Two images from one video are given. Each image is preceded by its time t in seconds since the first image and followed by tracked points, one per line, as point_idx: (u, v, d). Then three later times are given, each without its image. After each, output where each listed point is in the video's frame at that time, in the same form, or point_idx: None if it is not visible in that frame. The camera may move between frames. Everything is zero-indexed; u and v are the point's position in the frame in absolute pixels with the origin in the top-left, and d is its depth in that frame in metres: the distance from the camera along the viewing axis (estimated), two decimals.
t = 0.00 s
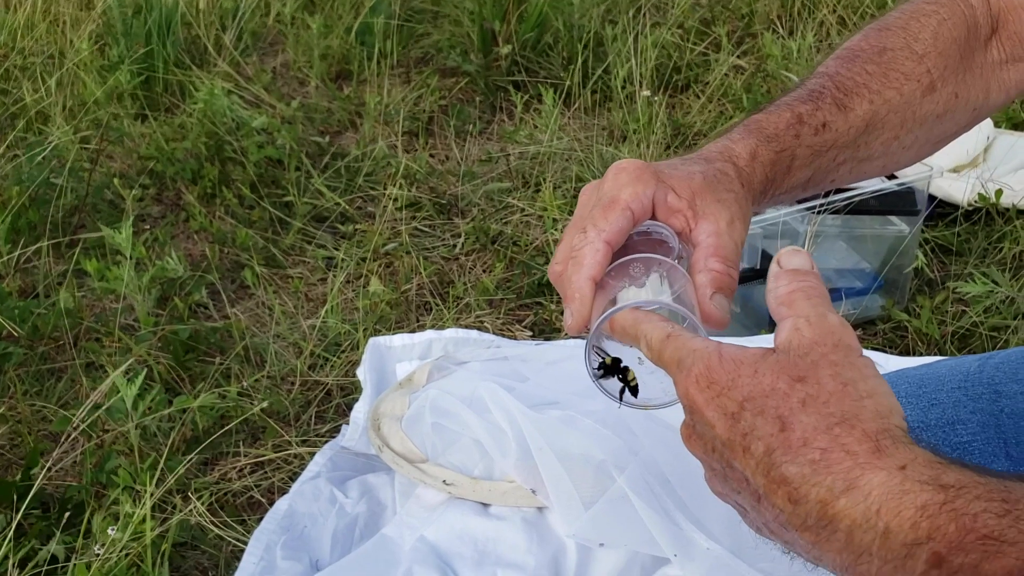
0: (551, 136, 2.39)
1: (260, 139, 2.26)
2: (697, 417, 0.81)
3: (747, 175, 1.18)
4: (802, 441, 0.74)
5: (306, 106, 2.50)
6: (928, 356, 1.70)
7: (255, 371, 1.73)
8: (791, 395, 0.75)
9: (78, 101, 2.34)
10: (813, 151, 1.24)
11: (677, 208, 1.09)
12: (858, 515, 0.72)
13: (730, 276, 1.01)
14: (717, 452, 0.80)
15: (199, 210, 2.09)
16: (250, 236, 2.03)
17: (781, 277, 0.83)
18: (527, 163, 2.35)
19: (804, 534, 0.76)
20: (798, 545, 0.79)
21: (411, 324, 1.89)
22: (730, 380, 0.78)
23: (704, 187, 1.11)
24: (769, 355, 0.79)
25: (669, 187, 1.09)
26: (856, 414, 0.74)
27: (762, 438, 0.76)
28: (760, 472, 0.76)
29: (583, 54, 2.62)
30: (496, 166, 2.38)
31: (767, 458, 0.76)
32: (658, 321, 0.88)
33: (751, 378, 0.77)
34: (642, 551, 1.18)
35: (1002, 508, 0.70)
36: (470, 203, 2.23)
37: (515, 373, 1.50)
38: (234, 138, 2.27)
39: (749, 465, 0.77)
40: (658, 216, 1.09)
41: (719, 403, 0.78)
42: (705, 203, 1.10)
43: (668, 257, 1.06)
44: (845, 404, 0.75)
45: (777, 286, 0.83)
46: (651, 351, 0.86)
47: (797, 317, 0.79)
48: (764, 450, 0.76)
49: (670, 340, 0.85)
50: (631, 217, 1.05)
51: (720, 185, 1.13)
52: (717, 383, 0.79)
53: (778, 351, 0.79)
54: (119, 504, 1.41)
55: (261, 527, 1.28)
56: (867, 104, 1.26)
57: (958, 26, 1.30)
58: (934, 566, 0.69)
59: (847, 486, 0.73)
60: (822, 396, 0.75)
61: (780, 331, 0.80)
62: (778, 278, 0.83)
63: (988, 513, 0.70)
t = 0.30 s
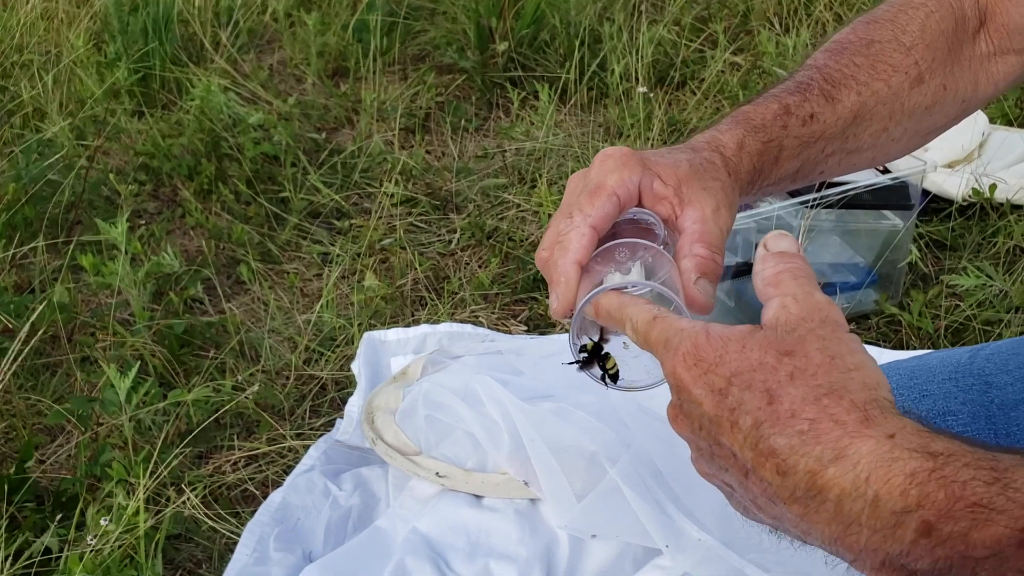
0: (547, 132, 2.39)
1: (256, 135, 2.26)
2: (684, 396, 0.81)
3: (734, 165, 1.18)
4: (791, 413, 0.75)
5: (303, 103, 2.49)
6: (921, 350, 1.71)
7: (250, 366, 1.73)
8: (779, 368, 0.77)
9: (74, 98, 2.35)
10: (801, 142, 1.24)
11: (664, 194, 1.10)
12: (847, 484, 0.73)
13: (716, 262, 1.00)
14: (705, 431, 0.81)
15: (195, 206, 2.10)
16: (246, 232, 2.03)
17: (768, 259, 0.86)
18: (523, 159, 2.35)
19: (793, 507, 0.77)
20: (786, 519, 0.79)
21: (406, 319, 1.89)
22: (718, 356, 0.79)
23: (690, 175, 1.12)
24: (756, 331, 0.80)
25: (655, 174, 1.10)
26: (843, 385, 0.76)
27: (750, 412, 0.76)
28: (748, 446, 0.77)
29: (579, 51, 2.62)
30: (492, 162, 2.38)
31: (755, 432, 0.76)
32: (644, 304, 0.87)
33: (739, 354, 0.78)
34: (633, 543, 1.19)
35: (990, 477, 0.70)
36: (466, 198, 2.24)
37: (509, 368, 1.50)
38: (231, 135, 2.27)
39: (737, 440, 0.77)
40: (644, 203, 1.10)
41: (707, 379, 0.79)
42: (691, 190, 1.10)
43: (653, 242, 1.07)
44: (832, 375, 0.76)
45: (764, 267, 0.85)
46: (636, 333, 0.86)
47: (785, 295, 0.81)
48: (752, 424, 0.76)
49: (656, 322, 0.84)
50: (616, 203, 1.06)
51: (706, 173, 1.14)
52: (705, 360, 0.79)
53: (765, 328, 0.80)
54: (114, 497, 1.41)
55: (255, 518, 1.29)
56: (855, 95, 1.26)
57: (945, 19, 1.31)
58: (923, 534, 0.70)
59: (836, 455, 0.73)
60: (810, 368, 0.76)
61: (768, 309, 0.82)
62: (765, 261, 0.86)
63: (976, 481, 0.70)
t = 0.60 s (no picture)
0: (543, 129, 2.40)
1: (253, 132, 2.26)
2: (668, 377, 0.81)
3: (721, 157, 1.19)
4: (777, 385, 0.76)
5: (300, 100, 2.49)
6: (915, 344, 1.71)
7: (245, 361, 1.73)
8: (764, 343, 0.77)
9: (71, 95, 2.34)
10: (789, 135, 1.25)
11: (649, 182, 1.11)
12: (836, 454, 0.74)
13: (697, 248, 1.01)
14: (689, 413, 0.81)
15: (192, 203, 2.09)
16: (242, 228, 2.03)
17: (746, 244, 0.87)
18: (520, 155, 2.35)
19: (780, 481, 0.78)
20: (773, 495, 0.80)
21: (402, 315, 1.89)
22: (702, 335, 0.79)
23: (675, 164, 1.13)
24: (738, 311, 0.80)
25: (641, 162, 1.11)
26: (828, 356, 0.77)
27: (736, 388, 0.77)
28: (734, 422, 0.77)
29: (576, 48, 2.61)
30: (488, 158, 2.38)
31: (741, 406, 0.76)
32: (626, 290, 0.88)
33: (723, 331, 0.79)
34: (627, 535, 1.20)
35: (978, 445, 0.74)
36: (462, 195, 2.24)
37: (503, 361, 1.50)
38: (227, 131, 2.27)
39: (722, 417, 0.78)
40: (630, 190, 1.11)
41: (690, 359, 0.79)
42: (676, 179, 1.12)
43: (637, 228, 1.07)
44: (817, 348, 0.77)
45: (743, 251, 0.86)
46: (619, 318, 0.86)
47: (766, 276, 0.82)
48: (739, 399, 0.77)
49: (638, 305, 0.85)
50: (601, 188, 1.07)
51: (691, 163, 1.15)
52: (689, 340, 0.79)
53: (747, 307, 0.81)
54: (109, 490, 1.42)
55: (248, 511, 1.29)
56: (843, 88, 1.27)
57: (935, 12, 1.32)
58: (913, 503, 0.73)
59: (825, 425, 0.74)
60: (795, 342, 0.77)
61: (748, 291, 0.83)
62: (743, 246, 0.87)
63: (965, 449, 0.74)
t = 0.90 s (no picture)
0: (541, 127, 2.40)
1: (251, 130, 2.26)
2: (656, 367, 0.81)
3: (711, 153, 1.20)
4: (767, 369, 0.76)
5: (298, 98, 2.49)
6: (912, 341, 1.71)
7: (243, 358, 1.73)
8: (753, 329, 0.78)
9: (69, 92, 2.34)
10: (780, 131, 1.26)
11: (635, 174, 1.12)
12: (828, 436, 0.75)
13: (681, 238, 1.03)
14: (678, 402, 0.81)
15: (189, 201, 2.09)
16: (240, 226, 2.02)
17: (731, 237, 0.88)
18: (518, 153, 2.35)
19: (771, 466, 0.78)
20: (765, 482, 0.80)
21: (399, 312, 1.90)
22: (690, 323, 0.80)
23: (663, 156, 1.15)
24: (726, 299, 0.81)
25: (628, 153, 1.13)
26: (818, 340, 0.78)
27: (724, 372, 0.77)
28: (724, 408, 0.77)
29: (575, 46, 2.61)
30: (486, 156, 2.38)
31: (731, 392, 0.77)
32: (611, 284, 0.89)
33: (712, 317, 0.80)
34: (623, 531, 1.21)
35: (971, 427, 0.77)
36: (460, 193, 2.24)
37: (501, 358, 1.50)
38: (225, 129, 2.27)
39: (712, 403, 0.78)
40: (616, 181, 1.12)
41: (679, 347, 0.79)
42: (663, 171, 1.13)
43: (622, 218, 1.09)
44: (807, 332, 0.79)
45: (728, 245, 0.88)
46: (605, 312, 0.86)
47: (753, 266, 0.84)
48: (728, 385, 0.77)
49: (625, 297, 0.85)
50: (588, 178, 1.08)
51: (679, 156, 1.16)
52: (677, 328, 0.80)
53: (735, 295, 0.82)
54: (105, 487, 1.42)
55: (245, 507, 1.29)
56: (834, 85, 1.28)
57: (928, 8, 1.32)
58: (907, 485, 0.75)
59: (816, 407, 0.75)
60: (784, 326, 0.78)
61: (735, 282, 0.84)
62: (729, 239, 0.88)
63: (959, 430, 0.76)
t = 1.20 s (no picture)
0: (538, 125, 2.39)
1: (248, 128, 2.25)
2: (639, 357, 0.82)
3: (698, 148, 1.21)
4: (754, 354, 0.77)
5: (295, 97, 2.49)
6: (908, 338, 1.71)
7: (239, 356, 1.73)
8: (739, 315, 0.78)
9: (66, 90, 2.34)
10: (768, 127, 1.27)
11: (618, 163, 1.16)
12: (817, 419, 0.75)
13: (658, 225, 1.06)
14: (665, 390, 0.80)
15: (186, 199, 2.09)
16: (236, 224, 2.02)
17: (710, 230, 0.88)
18: (515, 151, 2.35)
19: (759, 453, 0.78)
20: (752, 471, 0.80)
21: (395, 310, 1.90)
22: (673, 310, 0.80)
23: (647, 146, 1.17)
24: (707, 287, 0.81)
25: (611, 142, 1.16)
26: (806, 324, 0.79)
27: (711, 358, 0.78)
28: (710, 395, 0.77)
29: (572, 45, 2.61)
30: (483, 155, 2.38)
31: (718, 377, 0.77)
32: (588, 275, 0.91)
33: (696, 305, 0.80)
34: (617, 528, 1.21)
35: (961, 411, 0.78)
36: (457, 191, 2.24)
37: (496, 356, 1.50)
38: (222, 128, 2.27)
39: (698, 390, 0.78)
40: (600, 169, 1.16)
41: (662, 335, 0.80)
42: (646, 161, 1.16)
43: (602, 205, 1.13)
44: (792, 316, 0.79)
45: (708, 236, 0.87)
46: (584, 301, 0.88)
47: (734, 255, 0.84)
48: (714, 370, 0.77)
49: (603, 288, 0.87)
50: (569, 165, 1.13)
51: (663, 146, 1.19)
52: (660, 317, 0.81)
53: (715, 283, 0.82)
54: (100, 484, 1.42)
55: (240, 504, 1.29)
56: (822, 82, 1.29)
57: (917, 6, 1.33)
58: (896, 468, 0.75)
59: (805, 391, 0.76)
60: (771, 312, 0.79)
61: (716, 272, 0.84)
62: (707, 232, 0.88)
63: (948, 414, 0.77)
